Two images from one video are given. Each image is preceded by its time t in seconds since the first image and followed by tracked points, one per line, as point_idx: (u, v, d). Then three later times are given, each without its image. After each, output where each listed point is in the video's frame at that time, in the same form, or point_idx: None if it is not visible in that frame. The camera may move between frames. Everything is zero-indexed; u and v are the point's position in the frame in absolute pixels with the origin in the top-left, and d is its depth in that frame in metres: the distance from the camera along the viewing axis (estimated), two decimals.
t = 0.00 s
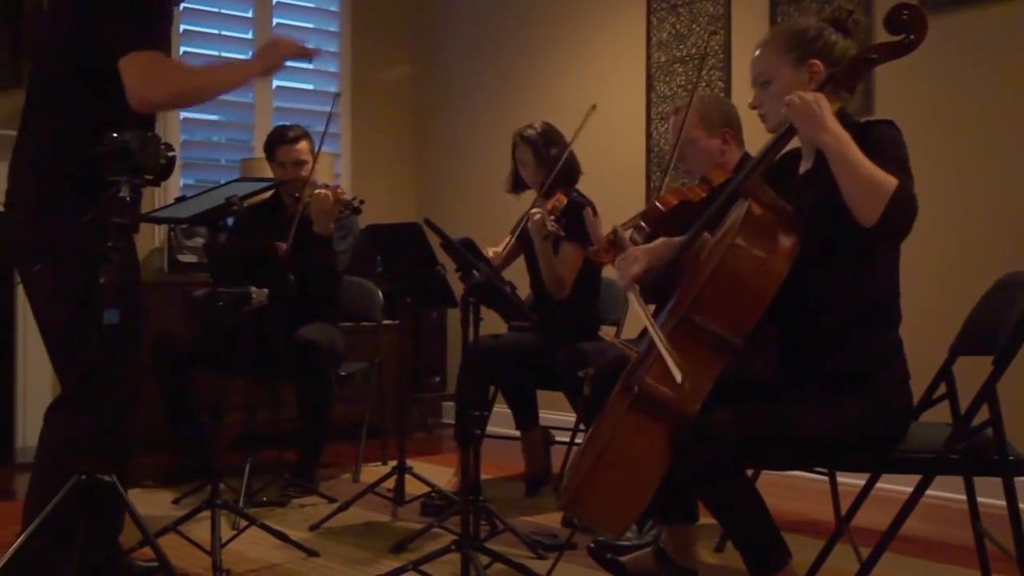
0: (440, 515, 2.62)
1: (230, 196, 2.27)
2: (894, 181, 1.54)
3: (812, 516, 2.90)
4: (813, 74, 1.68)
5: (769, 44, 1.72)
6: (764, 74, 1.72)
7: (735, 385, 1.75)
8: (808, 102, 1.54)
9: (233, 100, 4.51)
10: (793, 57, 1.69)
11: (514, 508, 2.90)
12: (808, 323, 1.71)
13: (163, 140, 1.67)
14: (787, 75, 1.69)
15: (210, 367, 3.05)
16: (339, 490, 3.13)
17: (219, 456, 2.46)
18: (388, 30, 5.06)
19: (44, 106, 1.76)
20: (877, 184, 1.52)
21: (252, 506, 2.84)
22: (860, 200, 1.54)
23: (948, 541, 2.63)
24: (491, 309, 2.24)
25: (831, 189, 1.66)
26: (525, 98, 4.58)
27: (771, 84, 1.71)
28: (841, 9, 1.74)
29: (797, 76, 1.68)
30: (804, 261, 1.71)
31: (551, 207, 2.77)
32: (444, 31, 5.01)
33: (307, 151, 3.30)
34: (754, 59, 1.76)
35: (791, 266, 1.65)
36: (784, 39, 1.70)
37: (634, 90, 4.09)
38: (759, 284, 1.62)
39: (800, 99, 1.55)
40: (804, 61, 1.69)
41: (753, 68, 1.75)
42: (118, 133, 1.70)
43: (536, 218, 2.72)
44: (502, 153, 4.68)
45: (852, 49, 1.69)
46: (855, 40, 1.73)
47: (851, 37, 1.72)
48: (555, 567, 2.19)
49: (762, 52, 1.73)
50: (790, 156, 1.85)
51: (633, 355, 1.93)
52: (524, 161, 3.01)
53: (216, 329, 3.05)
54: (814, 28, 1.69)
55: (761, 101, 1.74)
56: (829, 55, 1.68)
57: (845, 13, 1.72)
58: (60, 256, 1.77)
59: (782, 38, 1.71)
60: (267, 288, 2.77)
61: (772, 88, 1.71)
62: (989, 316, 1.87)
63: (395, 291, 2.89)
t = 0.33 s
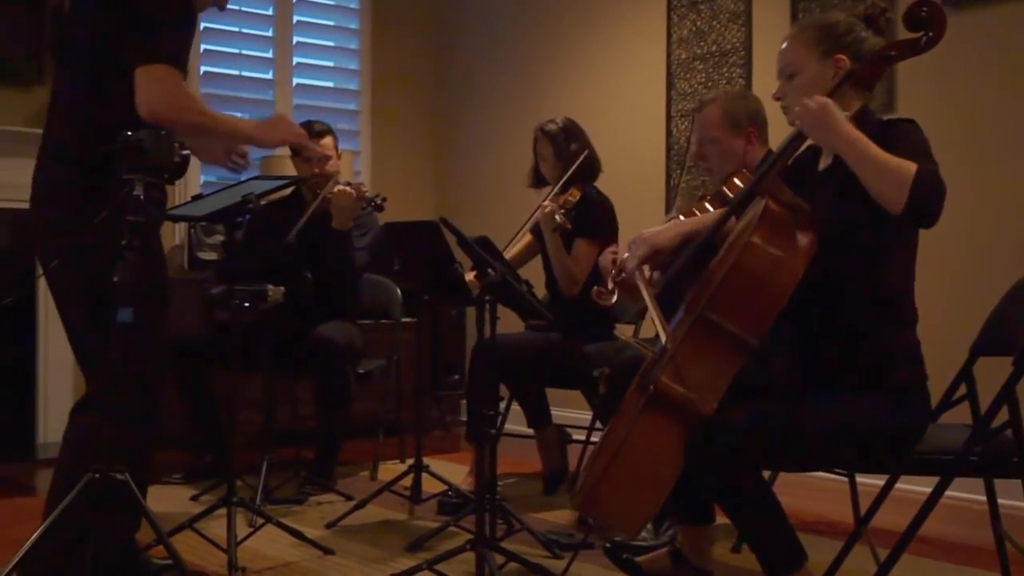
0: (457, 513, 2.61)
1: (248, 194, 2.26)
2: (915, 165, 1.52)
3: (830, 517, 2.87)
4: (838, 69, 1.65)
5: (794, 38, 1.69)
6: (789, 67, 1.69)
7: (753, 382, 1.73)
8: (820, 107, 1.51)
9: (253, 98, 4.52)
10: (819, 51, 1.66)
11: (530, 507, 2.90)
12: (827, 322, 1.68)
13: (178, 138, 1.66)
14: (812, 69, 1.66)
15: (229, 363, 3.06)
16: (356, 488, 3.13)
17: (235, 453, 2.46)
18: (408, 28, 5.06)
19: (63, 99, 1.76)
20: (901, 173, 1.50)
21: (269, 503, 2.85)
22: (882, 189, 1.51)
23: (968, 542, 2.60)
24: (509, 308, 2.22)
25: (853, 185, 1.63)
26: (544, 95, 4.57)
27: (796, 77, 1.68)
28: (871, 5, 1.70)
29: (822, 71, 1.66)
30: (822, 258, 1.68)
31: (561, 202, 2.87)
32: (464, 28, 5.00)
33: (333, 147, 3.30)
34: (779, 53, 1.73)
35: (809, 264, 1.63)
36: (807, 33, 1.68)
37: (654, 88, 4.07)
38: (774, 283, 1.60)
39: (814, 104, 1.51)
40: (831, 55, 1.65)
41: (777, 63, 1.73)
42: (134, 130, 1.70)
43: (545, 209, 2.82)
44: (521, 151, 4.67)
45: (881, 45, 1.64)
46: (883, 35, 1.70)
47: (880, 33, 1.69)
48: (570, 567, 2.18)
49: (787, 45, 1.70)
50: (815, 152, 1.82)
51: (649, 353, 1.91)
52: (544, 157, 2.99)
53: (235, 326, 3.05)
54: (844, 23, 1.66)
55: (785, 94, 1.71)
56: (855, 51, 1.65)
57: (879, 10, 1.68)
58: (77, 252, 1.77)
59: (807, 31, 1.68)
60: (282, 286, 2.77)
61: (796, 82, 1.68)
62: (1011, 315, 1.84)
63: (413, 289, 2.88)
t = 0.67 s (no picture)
0: (473, 511, 2.61)
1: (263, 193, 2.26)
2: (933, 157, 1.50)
3: (848, 517, 2.86)
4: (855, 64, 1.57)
5: (812, 37, 1.67)
6: (807, 66, 1.67)
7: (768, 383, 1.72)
8: (858, 71, 1.51)
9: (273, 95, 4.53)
10: (839, 48, 1.64)
11: (547, 506, 2.89)
12: (844, 323, 1.66)
13: (190, 137, 1.66)
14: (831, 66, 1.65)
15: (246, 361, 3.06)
16: (373, 486, 3.13)
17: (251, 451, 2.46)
18: (428, 26, 5.06)
19: (82, 99, 1.76)
20: (920, 154, 1.49)
21: (285, 501, 2.85)
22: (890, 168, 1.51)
23: (988, 544, 2.58)
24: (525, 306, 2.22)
25: (871, 185, 1.61)
26: (563, 93, 4.56)
27: (815, 74, 1.66)
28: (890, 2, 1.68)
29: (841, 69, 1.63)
30: (839, 258, 1.67)
31: (574, 199, 2.88)
32: (483, 26, 4.99)
33: (343, 144, 3.30)
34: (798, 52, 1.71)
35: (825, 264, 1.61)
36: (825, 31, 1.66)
37: (674, 86, 4.05)
38: (790, 283, 1.59)
39: (852, 70, 1.52)
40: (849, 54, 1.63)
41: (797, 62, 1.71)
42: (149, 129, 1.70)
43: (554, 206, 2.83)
44: (540, 149, 4.65)
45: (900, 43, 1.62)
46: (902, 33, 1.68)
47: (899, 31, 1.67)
48: (585, 567, 2.18)
49: (806, 44, 1.69)
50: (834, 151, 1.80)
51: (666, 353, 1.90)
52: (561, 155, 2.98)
53: (253, 323, 3.06)
54: (862, 21, 1.64)
55: (802, 92, 1.69)
56: (873, 48, 1.62)
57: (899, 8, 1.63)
58: (93, 250, 1.77)
59: (830, 27, 1.66)
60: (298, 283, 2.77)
61: (814, 79, 1.67)
62: None
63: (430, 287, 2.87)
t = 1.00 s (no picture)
0: (490, 510, 2.60)
1: (277, 191, 2.25)
2: (946, 164, 1.48)
3: (866, 517, 2.84)
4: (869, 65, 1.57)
5: (823, 37, 1.64)
6: (818, 68, 1.64)
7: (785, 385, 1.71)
8: (879, 80, 1.49)
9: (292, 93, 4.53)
10: (846, 51, 1.60)
11: (563, 505, 2.88)
12: (859, 324, 1.64)
13: (203, 136, 1.65)
14: (841, 69, 1.61)
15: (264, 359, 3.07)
16: (390, 483, 3.13)
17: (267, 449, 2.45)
18: (446, 25, 5.05)
19: (97, 101, 1.77)
20: (928, 170, 1.47)
21: (303, 498, 2.85)
22: (905, 182, 1.49)
23: (1008, 546, 2.56)
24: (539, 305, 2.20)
25: (887, 184, 1.59)
26: (582, 91, 4.54)
27: (827, 77, 1.64)
28: None
29: (854, 70, 1.60)
30: (854, 258, 1.65)
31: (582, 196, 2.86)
32: (503, 24, 4.98)
33: (357, 145, 3.29)
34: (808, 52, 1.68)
35: (842, 263, 1.59)
36: (836, 29, 1.63)
37: (694, 84, 4.03)
38: (808, 282, 1.58)
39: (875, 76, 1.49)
40: (860, 55, 1.59)
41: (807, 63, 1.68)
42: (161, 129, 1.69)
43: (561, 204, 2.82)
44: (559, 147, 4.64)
45: (908, 41, 1.59)
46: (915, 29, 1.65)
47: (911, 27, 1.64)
48: (600, 567, 2.17)
49: (815, 46, 1.66)
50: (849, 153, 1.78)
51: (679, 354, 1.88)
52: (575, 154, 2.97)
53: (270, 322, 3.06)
54: (869, 20, 1.61)
55: (815, 96, 1.67)
56: (885, 45, 1.59)
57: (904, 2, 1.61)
58: (107, 249, 1.77)
59: (835, 30, 1.63)
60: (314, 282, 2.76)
61: (827, 82, 1.64)
62: None
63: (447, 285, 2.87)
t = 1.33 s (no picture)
0: (505, 510, 2.59)
1: (292, 190, 2.25)
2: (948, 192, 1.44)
3: (884, 519, 2.82)
4: (888, 65, 1.57)
5: (839, 34, 1.62)
6: (834, 66, 1.62)
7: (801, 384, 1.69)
8: (862, 128, 1.44)
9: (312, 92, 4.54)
10: (862, 48, 1.58)
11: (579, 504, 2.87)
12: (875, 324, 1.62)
13: (215, 134, 1.65)
14: (857, 67, 1.59)
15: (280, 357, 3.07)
16: (407, 482, 3.13)
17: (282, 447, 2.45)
18: (466, 23, 5.05)
19: (111, 100, 1.77)
20: (938, 200, 1.44)
21: (318, 497, 2.85)
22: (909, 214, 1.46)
23: None
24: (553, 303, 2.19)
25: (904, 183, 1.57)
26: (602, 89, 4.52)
27: (843, 75, 1.62)
28: None
29: (871, 67, 1.58)
30: (870, 257, 1.63)
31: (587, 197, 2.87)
32: (524, 22, 4.97)
33: (374, 144, 3.29)
34: (823, 49, 1.66)
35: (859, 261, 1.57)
36: (851, 25, 1.61)
37: (714, 82, 4.01)
38: (824, 282, 1.55)
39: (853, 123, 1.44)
40: (879, 51, 1.57)
41: (823, 60, 1.66)
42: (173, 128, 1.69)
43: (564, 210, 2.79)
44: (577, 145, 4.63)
45: (926, 38, 1.57)
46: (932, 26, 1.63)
47: (927, 23, 1.62)
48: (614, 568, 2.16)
49: (831, 43, 1.64)
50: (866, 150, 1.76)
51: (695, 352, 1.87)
52: (589, 153, 2.96)
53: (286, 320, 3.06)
54: (887, 16, 1.58)
55: (831, 94, 1.65)
56: (902, 42, 1.56)
57: None
58: (121, 247, 1.77)
59: (850, 28, 1.60)
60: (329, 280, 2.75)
61: (843, 80, 1.61)
62: None
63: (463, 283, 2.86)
